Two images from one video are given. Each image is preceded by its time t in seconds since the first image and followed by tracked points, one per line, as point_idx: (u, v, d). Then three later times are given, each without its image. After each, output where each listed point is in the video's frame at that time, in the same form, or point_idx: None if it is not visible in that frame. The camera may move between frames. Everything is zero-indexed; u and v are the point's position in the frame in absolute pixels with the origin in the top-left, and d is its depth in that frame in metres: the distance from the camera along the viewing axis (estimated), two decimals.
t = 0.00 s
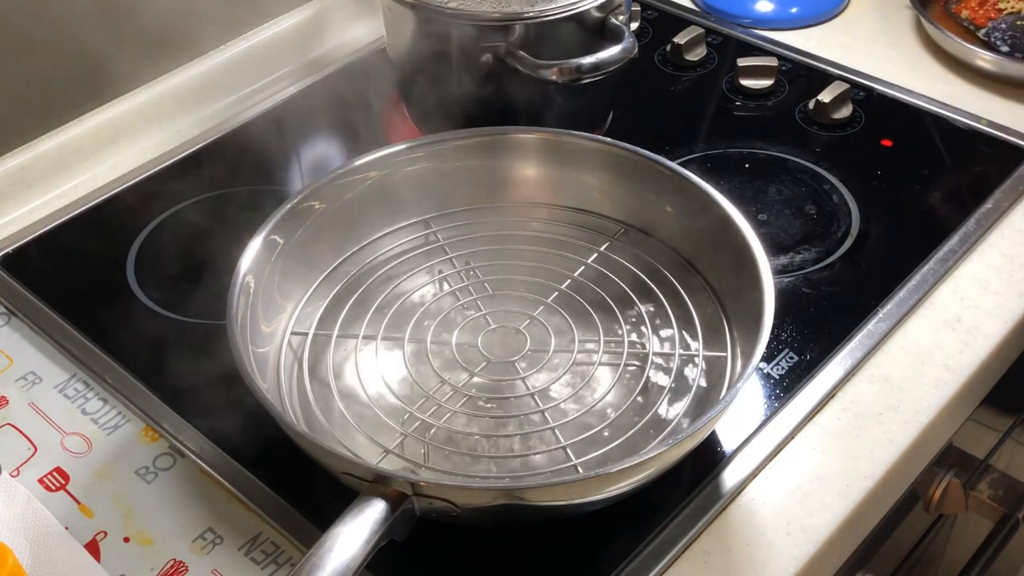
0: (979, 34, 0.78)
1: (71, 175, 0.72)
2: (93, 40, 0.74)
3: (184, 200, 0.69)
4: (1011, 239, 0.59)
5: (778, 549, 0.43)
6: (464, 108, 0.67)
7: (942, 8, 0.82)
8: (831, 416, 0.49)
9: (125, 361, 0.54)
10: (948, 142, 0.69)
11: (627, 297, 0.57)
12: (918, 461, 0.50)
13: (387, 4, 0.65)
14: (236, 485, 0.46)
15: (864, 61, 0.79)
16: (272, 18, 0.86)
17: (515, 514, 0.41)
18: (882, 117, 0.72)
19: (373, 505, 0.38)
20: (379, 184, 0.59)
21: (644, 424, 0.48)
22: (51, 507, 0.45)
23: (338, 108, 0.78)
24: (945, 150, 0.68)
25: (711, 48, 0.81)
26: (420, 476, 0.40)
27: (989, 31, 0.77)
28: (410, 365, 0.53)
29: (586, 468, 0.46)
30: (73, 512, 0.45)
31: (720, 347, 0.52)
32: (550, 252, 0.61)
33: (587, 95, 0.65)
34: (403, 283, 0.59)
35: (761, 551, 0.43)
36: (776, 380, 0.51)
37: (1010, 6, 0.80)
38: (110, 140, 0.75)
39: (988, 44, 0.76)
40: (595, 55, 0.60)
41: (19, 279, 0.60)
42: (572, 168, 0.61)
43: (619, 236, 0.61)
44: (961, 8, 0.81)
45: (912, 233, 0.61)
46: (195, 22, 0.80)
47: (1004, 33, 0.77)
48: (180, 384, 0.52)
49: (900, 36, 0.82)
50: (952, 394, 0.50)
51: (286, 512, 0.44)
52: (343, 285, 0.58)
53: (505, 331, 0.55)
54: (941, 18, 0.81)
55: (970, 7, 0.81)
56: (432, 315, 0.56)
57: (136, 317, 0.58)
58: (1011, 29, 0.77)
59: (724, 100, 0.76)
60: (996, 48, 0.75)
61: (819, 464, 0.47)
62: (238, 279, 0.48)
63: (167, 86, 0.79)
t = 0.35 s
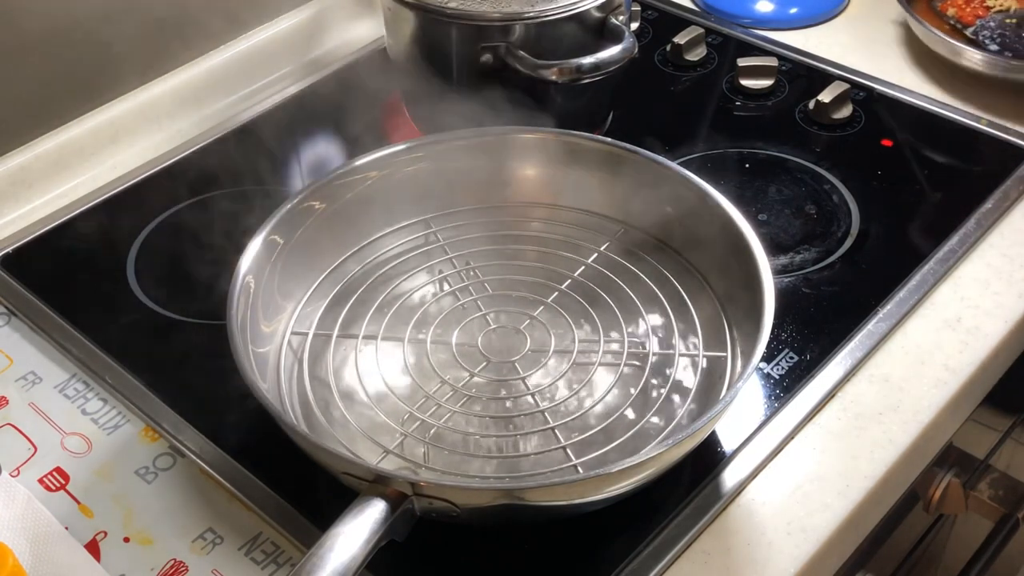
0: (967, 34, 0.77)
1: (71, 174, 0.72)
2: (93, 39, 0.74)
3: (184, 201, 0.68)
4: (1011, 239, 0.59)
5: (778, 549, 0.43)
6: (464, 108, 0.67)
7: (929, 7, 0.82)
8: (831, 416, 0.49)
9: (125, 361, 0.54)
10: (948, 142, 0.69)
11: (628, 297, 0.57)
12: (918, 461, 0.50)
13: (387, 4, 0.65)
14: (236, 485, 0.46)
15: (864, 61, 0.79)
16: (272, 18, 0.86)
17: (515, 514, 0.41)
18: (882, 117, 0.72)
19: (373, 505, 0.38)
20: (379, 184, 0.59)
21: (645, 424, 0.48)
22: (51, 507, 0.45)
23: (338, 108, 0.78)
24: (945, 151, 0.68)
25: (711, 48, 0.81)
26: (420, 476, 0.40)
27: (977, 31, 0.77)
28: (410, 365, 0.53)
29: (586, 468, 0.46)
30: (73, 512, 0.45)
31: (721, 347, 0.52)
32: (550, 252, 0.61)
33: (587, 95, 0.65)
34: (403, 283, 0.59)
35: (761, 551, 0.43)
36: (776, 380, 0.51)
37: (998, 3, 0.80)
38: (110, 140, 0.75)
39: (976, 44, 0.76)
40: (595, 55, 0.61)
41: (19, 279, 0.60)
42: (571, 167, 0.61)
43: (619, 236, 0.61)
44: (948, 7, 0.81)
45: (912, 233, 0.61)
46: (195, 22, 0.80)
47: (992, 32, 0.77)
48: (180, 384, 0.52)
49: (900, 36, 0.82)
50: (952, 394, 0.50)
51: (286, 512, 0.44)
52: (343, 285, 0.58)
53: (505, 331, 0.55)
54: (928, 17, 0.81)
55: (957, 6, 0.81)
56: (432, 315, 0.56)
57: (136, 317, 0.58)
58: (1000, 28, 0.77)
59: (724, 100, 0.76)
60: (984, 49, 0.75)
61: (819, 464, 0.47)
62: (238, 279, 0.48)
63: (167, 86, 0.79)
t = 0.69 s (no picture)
0: (935, 23, 0.76)
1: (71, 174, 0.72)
2: (93, 40, 0.74)
3: (183, 201, 0.69)
4: (1011, 239, 0.59)
5: (778, 549, 0.43)
6: (463, 108, 0.67)
7: None
8: (831, 416, 0.49)
9: (125, 361, 0.54)
10: (948, 142, 0.69)
11: (628, 297, 0.57)
12: (919, 460, 0.50)
13: (387, 4, 0.65)
14: (236, 485, 0.46)
15: (864, 61, 0.79)
16: (272, 19, 0.86)
17: (515, 514, 0.41)
18: (882, 117, 0.72)
19: (373, 505, 0.38)
20: (379, 184, 0.59)
21: (645, 425, 0.48)
22: (51, 507, 0.45)
23: (338, 108, 0.78)
24: (945, 150, 0.68)
25: (711, 48, 0.81)
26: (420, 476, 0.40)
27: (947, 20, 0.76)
28: (410, 365, 0.53)
29: (586, 468, 0.46)
30: (73, 512, 0.45)
31: (721, 347, 0.52)
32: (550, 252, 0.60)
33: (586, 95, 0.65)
34: (403, 283, 0.59)
35: (761, 552, 0.43)
36: (777, 380, 0.51)
37: None
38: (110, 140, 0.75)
39: (945, 35, 0.75)
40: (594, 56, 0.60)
41: (19, 279, 0.60)
42: (571, 167, 0.61)
43: (619, 236, 0.61)
44: None
45: (912, 233, 0.61)
46: (195, 21, 0.80)
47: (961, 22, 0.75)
48: (180, 384, 0.52)
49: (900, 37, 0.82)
50: (952, 394, 0.50)
51: (286, 512, 0.44)
52: (343, 284, 0.58)
53: (505, 331, 0.55)
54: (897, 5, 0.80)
55: None
56: (432, 315, 0.56)
57: (137, 316, 0.58)
58: (970, 18, 0.76)
59: (724, 100, 0.76)
60: (953, 40, 0.74)
61: (820, 463, 0.47)
62: (238, 279, 0.48)
63: (166, 86, 0.79)
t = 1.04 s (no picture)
0: (854, 55, 0.71)
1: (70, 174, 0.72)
2: (93, 40, 0.74)
3: (183, 201, 0.69)
4: (1011, 240, 0.59)
5: (779, 549, 0.43)
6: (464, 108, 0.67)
7: (811, 26, 0.76)
8: (831, 416, 0.49)
9: (125, 361, 0.54)
10: (948, 142, 0.69)
11: (628, 297, 0.57)
12: (919, 460, 0.50)
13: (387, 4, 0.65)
14: (236, 485, 0.46)
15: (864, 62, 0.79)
16: (272, 18, 0.86)
17: (516, 514, 0.41)
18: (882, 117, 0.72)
19: (373, 505, 0.38)
20: (380, 184, 0.60)
21: (645, 425, 0.48)
22: (51, 507, 0.45)
23: (338, 108, 0.78)
24: (945, 151, 0.68)
25: (711, 48, 0.81)
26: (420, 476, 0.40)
27: (865, 51, 0.71)
28: (410, 365, 0.53)
29: (586, 468, 0.46)
30: (73, 512, 0.45)
31: (721, 348, 0.52)
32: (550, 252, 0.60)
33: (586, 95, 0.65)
34: (403, 283, 0.59)
35: (761, 552, 0.43)
36: (777, 380, 0.51)
37: (895, 18, 0.74)
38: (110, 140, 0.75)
39: (866, 68, 0.69)
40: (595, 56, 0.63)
41: (19, 278, 0.60)
42: (571, 167, 0.61)
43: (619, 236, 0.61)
44: (833, 24, 0.75)
45: (911, 233, 0.61)
46: (195, 21, 0.80)
47: (883, 52, 0.70)
48: (180, 384, 0.52)
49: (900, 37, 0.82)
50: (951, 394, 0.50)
51: (287, 512, 0.44)
52: (343, 284, 0.58)
53: (505, 331, 0.55)
54: (805, 39, 0.75)
55: (843, 22, 0.75)
56: (432, 315, 0.56)
57: (137, 316, 0.58)
58: (892, 48, 0.71)
59: (724, 100, 0.75)
60: (874, 71, 0.69)
61: (820, 463, 0.47)
62: (239, 279, 0.48)
63: (167, 86, 0.79)
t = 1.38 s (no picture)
0: (730, 97, 0.65)
1: (70, 174, 0.72)
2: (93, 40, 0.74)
3: (183, 200, 0.69)
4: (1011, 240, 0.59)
5: (778, 550, 0.43)
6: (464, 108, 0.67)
7: (693, 58, 0.69)
8: (831, 415, 0.49)
9: (125, 361, 0.54)
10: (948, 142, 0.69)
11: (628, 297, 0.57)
12: (919, 461, 0.50)
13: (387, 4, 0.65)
14: (236, 485, 0.46)
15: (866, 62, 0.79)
16: (272, 18, 0.86)
17: (516, 514, 0.41)
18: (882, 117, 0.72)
19: (373, 505, 0.38)
20: (380, 184, 0.60)
21: (645, 425, 0.48)
22: (51, 507, 0.45)
23: (338, 108, 0.78)
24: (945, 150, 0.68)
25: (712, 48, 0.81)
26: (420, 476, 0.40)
27: (727, 96, 0.65)
28: (411, 364, 0.53)
29: (586, 468, 0.46)
30: (73, 512, 0.45)
31: (721, 347, 0.52)
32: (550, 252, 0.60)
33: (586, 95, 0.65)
34: (403, 283, 0.59)
35: (761, 551, 0.43)
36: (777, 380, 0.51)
37: (768, 48, 0.67)
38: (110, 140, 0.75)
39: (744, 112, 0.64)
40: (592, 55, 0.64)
41: (19, 278, 0.60)
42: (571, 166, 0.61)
43: (620, 236, 0.61)
44: (701, 60, 0.68)
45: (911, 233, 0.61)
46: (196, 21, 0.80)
47: (767, 101, 0.63)
48: (180, 384, 0.52)
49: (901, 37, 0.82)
50: (951, 395, 0.50)
51: (287, 512, 0.44)
52: (343, 284, 0.58)
53: (506, 331, 0.55)
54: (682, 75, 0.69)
55: (721, 55, 0.68)
56: (432, 315, 0.56)
57: (137, 316, 0.58)
58: (772, 87, 0.65)
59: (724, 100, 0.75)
60: (756, 122, 0.62)
61: (819, 463, 0.47)
62: (239, 280, 0.49)
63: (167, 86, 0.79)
